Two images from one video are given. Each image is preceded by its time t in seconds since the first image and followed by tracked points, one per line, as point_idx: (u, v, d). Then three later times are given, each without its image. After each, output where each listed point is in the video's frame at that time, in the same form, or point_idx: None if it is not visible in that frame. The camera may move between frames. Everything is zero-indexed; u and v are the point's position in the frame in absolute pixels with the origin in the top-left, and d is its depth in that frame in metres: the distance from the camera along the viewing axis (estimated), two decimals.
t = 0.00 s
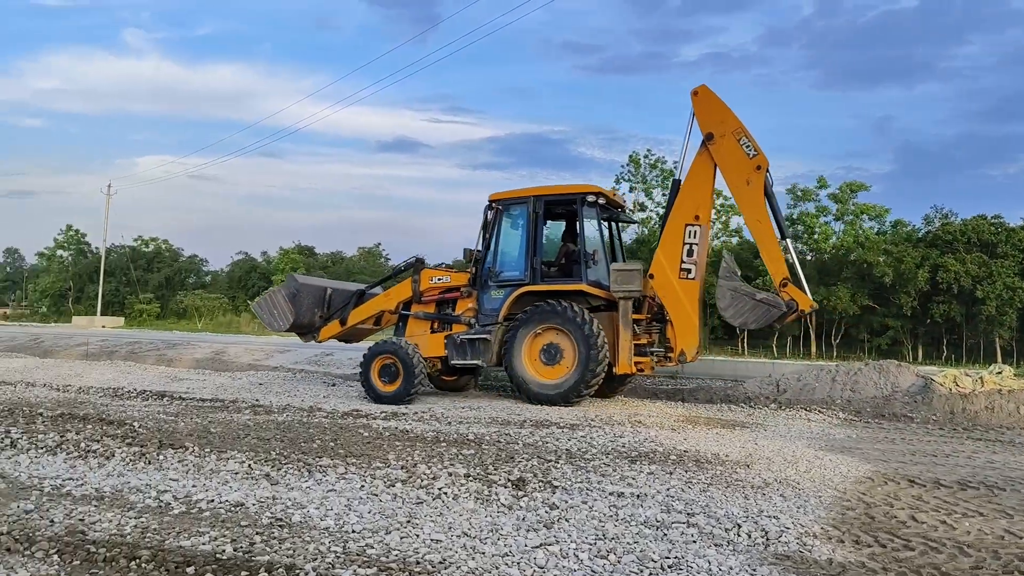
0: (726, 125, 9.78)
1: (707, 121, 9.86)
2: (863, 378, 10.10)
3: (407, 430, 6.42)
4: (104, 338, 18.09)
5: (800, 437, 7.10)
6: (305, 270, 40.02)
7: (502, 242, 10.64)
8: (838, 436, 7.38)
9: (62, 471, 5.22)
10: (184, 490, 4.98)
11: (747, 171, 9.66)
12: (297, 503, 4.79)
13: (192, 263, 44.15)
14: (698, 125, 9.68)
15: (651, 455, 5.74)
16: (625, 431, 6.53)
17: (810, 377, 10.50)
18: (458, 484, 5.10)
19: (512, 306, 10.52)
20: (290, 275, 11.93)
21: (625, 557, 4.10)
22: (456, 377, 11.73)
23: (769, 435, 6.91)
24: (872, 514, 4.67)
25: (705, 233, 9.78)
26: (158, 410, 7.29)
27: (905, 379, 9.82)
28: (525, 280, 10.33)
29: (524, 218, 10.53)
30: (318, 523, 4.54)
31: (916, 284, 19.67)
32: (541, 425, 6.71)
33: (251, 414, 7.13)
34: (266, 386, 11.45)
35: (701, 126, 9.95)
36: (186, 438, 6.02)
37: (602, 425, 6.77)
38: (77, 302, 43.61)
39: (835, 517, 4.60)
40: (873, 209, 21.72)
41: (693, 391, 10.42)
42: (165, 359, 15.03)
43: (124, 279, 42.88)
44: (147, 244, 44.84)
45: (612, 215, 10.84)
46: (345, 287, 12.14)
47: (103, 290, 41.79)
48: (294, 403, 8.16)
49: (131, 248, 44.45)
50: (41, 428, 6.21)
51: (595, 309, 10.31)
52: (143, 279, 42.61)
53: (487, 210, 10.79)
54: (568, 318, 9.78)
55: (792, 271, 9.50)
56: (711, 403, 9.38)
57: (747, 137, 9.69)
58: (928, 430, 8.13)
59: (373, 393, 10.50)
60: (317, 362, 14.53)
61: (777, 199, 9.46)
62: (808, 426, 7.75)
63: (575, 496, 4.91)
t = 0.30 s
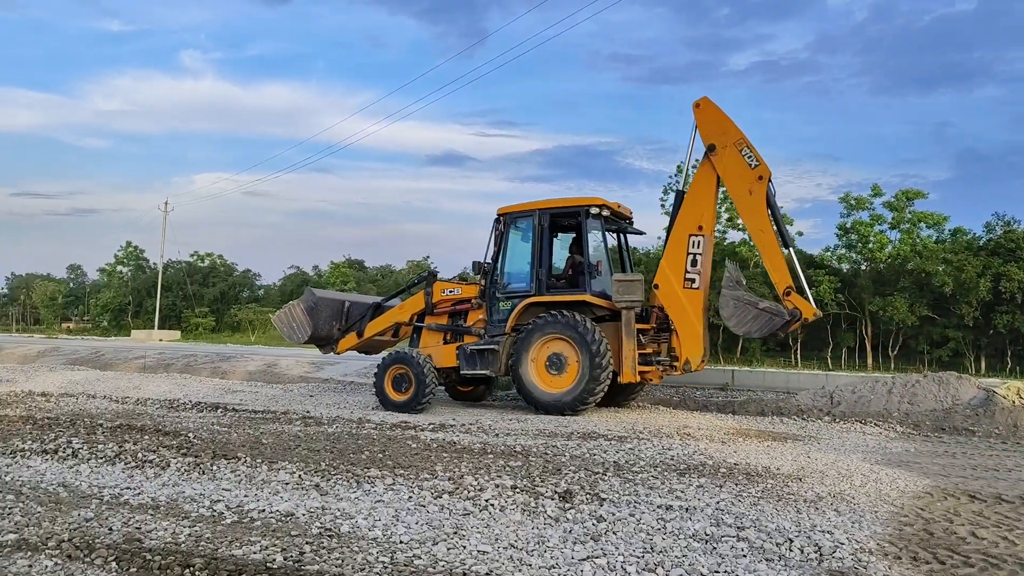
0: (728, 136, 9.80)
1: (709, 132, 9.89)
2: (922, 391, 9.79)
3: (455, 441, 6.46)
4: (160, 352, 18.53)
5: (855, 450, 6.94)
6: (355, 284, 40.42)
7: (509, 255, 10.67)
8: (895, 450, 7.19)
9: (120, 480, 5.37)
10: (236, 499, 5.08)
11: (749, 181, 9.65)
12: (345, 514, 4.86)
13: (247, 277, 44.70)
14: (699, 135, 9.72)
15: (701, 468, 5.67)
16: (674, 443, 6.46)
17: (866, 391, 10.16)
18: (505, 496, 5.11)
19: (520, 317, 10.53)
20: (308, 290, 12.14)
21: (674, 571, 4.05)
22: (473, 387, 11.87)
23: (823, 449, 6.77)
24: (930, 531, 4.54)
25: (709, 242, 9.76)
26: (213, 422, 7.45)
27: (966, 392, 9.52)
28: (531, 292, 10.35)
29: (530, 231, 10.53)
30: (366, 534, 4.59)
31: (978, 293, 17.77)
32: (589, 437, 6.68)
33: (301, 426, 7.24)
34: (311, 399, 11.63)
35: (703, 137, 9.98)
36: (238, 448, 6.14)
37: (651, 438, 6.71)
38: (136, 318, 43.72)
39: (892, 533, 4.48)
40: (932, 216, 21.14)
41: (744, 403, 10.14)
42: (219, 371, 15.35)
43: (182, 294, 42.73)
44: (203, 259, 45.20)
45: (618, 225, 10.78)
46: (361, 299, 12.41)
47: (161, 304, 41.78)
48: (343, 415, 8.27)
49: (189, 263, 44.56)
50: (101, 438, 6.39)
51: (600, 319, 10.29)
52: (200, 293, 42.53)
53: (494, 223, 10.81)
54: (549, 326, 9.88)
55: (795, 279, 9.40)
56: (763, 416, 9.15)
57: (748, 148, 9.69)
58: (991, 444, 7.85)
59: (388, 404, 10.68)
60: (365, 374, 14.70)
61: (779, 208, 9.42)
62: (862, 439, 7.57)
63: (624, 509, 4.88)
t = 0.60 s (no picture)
0: (731, 142, 9.65)
1: (712, 139, 9.74)
2: (978, 395, 9.59)
3: (499, 445, 6.49)
4: (210, 356, 18.94)
5: (908, 455, 6.80)
6: (401, 289, 40.80)
7: (516, 261, 10.66)
8: (950, 455, 7.02)
9: (171, 482, 5.50)
10: (282, 501, 5.16)
11: (752, 188, 9.48)
12: (390, 516, 4.90)
13: (293, 284, 45.42)
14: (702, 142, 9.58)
15: (747, 472, 5.61)
16: (720, 447, 6.39)
17: (918, 394, 9.93)
18: (548, 499, 5.11)
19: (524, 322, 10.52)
20: (324, 293, 12.33)
21: None
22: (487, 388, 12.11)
23: (874, 453, 6.64)
24: (986, 537, 4.43)
25: (713, 249, 9.64)
26: (261, 425, 7.58)
27: None
28: (536, 297, 10.32)
29: (536, 237, 10.50)
30: (411, 536, 4.63)
31: None
32: (634, 441, 6.66)
33: (347, 429, 7.33)
34: (349, 403, 11.76)
35: (707, 144, 9.84)
36: (285, 451, 6.24)
37: (696, 442, 6.65)
38: (187, 322, 44.80)
39: (945, 540, 4.38)
40: (989, 215, 20.54)
41: (793, 407, 9.89)
42: (266, 376, 15.62)
43: (231, 299, 43.73)
44: (251, 265, 46.15)
45: (623, 232, 10.73)
46: (378, 304, 12.70)
47: (212, 310, 42.75)
48: (387, 418, 8.35)
49: (237, 270, 45.57)
50: (153, 440, 6.55)
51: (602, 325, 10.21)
52: (249, 298, 43.66)
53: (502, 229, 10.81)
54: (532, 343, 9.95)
55: (798, 285, 9.20)
56: (813, 420, 8.94)
57: (752, 154, 9.51)
58: None
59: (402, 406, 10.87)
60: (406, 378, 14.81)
61: (782, 215, 9.24)
62: (917, 444, 7.40)
63: (668, 513, 4.85)
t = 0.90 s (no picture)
0: (732, 137, 9.56)
1: (714, 133, 9.66)
2: None
3: (542, 436, 6.51)
4: (256, 348, 19.30)
5: (961, 447, 6.66)
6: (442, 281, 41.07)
7: (521, 257, 10.70)
8: (1005, 446, 6.85)
9: (221, 471, 5.63)
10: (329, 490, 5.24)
11: (753, 183, 9.38)
12: (434, 506, 4.96)
13: (334, 277, 46.03)
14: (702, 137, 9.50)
15: (794, 463, 5.55)
16: (765, 439, 6.33)
17: (972, 385, 9.71)
18: (592, 489, 5.12)
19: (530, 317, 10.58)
20: (339, 287, 12.48)
21: (766, 567, 3.99)
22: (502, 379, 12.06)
23: (926, 445, 6.53)
24: None
25: (715, 244, 9.54)
26: (307, 415, 7.72)
27: None
28: (541, 292, 10.37)
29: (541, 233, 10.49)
30: (455, 525, 4.68)
31: None
32: (678, 432, 6.62)
33: (391, 420, 7.42)
34: (385, 396, 11.87)
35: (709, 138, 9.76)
36: (330, 441, 6.34)
37: (742, 433, 6.59)
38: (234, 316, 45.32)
39: (1001, 533, 4.30)
40: None
41: (841, 398, 9.74)
42: (311, 367, 15.84)
43: (276, 293, 44.43)
44: (294, 259, 46.83)
45: (627, 225, 10.64)
46: (393, 295, 12.85)
47: (257, 303, 43.43)
48: (429, 408, 8.43)
49: (281, 264, 46.33)
50: (203, 431, 6.71)
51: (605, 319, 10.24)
52: (293, 292, 44.40)
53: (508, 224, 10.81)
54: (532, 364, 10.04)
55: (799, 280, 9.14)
56: (861, 412, 8.80)
57: (753, 148, 9.42)
58: None
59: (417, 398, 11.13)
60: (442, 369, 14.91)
61: (782, 210, 9.14)
62: (970, 436, 7.24)
63: (713, 504, 4.83)
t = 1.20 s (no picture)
0: (732, 125, 9.50)
1: (715, 122, 9.62)
2: None
3: (583, 422, 6.52)
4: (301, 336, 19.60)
5: (1015, 434, 6.50)
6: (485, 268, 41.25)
7: (529, 246, 10.77)
8: None
9: (267, 456, 5.75)
10: (373, 475, 5.33)
11: (752, 171, 9.31)
12: (476, 491, 5.00)
13: (376, 265, 46.51)
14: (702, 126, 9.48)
15: (840, 450, 5.48)
16: (810, 425, 6.27)
17: None
18: (634, 476, 5.12)
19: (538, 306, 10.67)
20: (357, 277, 12.81)
21: (812, 555, 3.96)
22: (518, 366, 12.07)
23: (979, 432, 6.39)
24: None
25: (716, 232, 9.59)
26: (351, 402, 7.84)
27: None
28: (546, 282, 10.44)
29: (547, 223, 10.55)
30: (497, 511, 4.72)
31: None
32: (721, 419, 6.58)
33: (433, 406, 7.49)
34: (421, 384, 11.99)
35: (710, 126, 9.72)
36: (374, 427, 6.43)
37: (785, 420, 6.53)
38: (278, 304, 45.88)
39: None
40: None
41: (889, 385, 9.58)
42: (354, 354, 16.02)
43: (319, 282, 45.05)
44: (336, 248, 47.41)
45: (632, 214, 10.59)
46: (411, 283, 12.92)
47: (301, 292, 44.01)
48: (471, 395, 8.50)
49: (324, 253, 46.94)
50: (250, 417, 6.86)
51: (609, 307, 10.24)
52: (336, 280, 45.01)
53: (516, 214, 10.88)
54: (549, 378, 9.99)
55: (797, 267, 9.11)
56: (910, 399, 8.64)
57: (753, 136, 9.34)
58: None
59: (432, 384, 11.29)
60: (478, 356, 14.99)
61: (781, 198, 9.08)
62: None
63: (757, 491, 4.80)
